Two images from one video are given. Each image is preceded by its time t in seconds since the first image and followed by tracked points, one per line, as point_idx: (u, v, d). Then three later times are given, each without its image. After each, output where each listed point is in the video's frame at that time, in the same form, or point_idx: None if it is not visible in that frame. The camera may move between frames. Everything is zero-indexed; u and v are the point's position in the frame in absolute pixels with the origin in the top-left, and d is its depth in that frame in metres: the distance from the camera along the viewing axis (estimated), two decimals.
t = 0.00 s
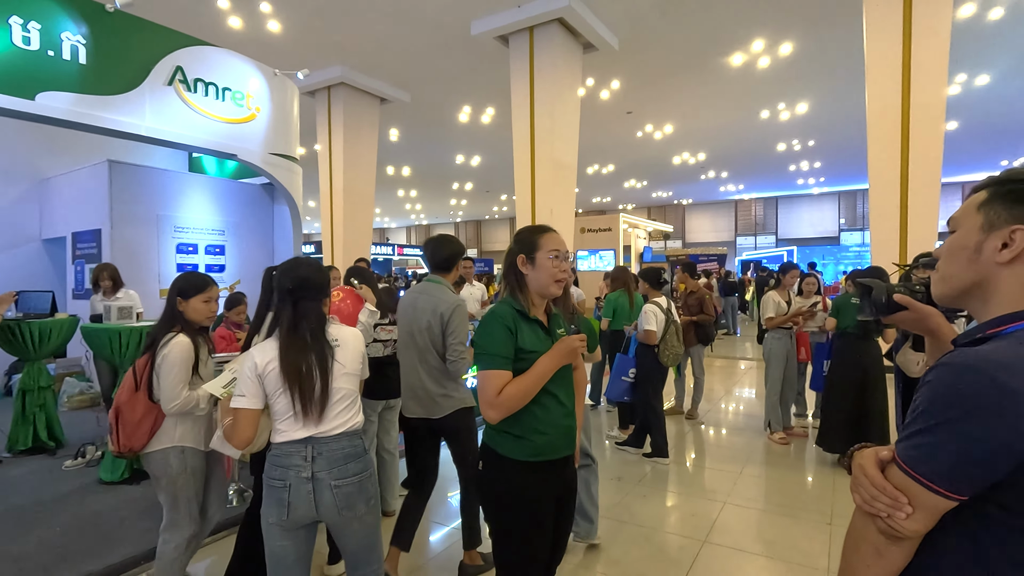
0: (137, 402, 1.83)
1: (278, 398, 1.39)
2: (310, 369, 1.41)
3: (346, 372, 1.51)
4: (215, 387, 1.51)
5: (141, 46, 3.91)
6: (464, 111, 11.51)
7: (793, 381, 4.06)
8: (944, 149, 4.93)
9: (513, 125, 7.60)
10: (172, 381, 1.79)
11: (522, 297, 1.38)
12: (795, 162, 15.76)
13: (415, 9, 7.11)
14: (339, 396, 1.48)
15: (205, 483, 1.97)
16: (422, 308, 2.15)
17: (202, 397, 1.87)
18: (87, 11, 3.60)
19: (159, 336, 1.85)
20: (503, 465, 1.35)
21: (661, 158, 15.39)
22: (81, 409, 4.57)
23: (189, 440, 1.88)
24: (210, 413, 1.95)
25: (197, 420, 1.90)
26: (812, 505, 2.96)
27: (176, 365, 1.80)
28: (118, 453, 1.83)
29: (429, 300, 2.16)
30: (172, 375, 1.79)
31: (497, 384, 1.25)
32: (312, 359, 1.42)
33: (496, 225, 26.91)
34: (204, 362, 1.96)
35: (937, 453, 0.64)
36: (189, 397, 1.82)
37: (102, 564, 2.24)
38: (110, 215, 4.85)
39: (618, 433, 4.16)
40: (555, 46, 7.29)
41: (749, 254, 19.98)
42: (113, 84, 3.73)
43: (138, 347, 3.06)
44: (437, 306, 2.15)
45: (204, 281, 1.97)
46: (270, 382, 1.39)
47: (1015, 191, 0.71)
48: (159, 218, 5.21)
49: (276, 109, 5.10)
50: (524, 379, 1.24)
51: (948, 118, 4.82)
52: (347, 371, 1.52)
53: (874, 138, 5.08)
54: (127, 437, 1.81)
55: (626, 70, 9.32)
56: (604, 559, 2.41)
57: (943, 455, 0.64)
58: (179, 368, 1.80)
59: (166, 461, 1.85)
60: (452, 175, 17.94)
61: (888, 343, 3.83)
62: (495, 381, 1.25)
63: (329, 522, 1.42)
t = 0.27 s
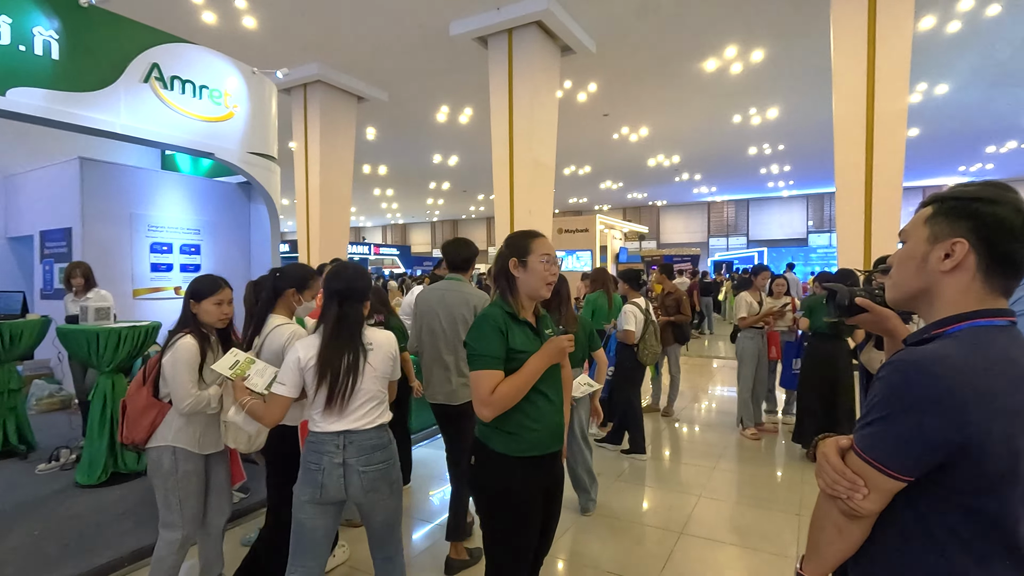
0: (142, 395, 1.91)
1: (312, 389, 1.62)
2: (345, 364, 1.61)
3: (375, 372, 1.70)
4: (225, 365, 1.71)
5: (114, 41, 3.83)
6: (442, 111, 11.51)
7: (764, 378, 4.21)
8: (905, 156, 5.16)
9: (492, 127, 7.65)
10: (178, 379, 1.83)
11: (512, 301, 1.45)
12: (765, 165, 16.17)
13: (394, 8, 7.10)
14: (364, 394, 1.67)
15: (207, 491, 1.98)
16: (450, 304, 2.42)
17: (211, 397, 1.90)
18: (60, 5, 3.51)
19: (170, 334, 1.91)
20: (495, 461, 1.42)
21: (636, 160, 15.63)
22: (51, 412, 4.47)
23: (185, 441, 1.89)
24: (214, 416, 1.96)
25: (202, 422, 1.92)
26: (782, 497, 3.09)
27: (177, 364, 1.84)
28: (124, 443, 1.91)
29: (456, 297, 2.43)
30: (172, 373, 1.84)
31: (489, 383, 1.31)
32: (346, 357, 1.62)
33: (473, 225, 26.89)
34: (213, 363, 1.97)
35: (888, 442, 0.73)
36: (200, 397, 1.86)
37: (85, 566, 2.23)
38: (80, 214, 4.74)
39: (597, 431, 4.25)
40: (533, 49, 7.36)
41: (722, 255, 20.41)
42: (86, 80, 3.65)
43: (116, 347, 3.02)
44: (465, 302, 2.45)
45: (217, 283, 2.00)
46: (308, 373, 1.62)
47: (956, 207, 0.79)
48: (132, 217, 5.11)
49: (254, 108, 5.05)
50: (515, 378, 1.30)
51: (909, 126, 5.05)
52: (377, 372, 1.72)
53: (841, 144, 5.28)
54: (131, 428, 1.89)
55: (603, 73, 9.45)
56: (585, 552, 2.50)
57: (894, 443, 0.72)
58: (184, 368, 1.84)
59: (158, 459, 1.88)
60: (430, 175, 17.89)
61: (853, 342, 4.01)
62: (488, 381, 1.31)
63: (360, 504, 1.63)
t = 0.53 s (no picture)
0: (151, 393, 1.92)
1: (362, 376, 1.76)
2: (390, 351, 1.75)
3: (414, 361, 1.82)
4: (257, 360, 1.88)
5: (93, 37, 3.77)
6: (422, 112, 11.49)
7: (739, 376, 4.35)
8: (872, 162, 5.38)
9: (473, 128, 7.70)
10: (189, 376, 1.86)
11: (506, 298, 1.51)
12: (739, 169, 16.54)
13: (375, 9, 7.10)
14: (405, 379, 1.80)
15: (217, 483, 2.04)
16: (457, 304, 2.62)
17: (221, 393, 1.93)
18: None
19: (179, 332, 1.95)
20: (489, 452, 1.48)
21: (613, 163, 15.82)
22: (22, 414, 4.37)
23: (193, 437, 1.92)
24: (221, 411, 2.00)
25: (209, 418, 1.95)
26: (758, 489, 3.22)
27: (189, 362, 1.87)
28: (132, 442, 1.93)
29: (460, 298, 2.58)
30: (184, 371, 1.86)
31: (487, 378, 1.37)
32: (391, 345, 1.75)
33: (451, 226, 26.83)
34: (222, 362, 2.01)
35: (859, 423, 0.81)
36: (210, 394, 1.89)
37: (72, 567, 2.22)
38: (53, 212, 4.63)
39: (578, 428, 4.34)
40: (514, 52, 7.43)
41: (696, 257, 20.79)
42: (63, 76, 3.60)
43: (96, 349, 2.99)
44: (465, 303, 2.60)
45: (225, 282, 2.03)
46: (357, 360, 1.76)
47: (913, 212, 0.89)
48: (107, 216, 5.00)
49: (234, 106, 5.02)
50: (512, 373, 1.36)
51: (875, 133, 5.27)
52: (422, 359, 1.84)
53: (811, 150, 5.48)
54: (140, 426, 1.92)
55: (581, 76, 9.58)
56: (571, 543, 2.57)
57: (862, 423, 0.81)
58: (195, 365, 1.87)
59: (169, 456, 1.90)
60: (408, 175, 17.82)
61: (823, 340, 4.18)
62: (485, 376, 1.37)
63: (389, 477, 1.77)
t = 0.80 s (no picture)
0: (154, 401, 1.92)
1: (399, 368, 1.89)
2: (423, 346, 1.88)
3: (444, 355, 1.96)
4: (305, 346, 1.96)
5: (79, 33, 3.74)
6: (407, 112, 11.49)
7: (721, 373, 4.47)
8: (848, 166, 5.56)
9: (459, 129, 7.74)
10: (192, 385, 1.85)
11: (502, 296, 1.57)
12: (720, 172, 16.82)
13: (361, 9, 7.10)
14: (438, 370, 1.93)
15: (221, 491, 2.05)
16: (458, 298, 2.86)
17: (220, 403, 1.92)
18: None
19: (182, 338, 1.93)
20: (485, 443, 1.53)
21: (597, 165, 15.98)
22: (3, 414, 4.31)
23: (201, 443, 1.94)
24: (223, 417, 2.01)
25: (213, 425, 1.97)
26: (740, 482, 3.32)
27: (192, 369, 1.86)
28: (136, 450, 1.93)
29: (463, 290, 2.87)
30: (187, 378, 1.86)
31: (486, 371, 1.43)
32: (425, 340, 1.88)
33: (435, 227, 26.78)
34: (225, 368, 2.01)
35: (833, 405, 0.89)
36: (210, 403, 1.89)
37: (67, 563, 2.24)
38: (35, 210, 4.57)
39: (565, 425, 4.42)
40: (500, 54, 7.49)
41: (678, 258, 21.08)
42: (48, 73, 3.56)
43: (85, 347, 2.99)
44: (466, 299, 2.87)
45: (229, 285, 2.04)
46: (395, 354, 1.90)
47: (883, 214, 0.97)
48: (90, 214, 4.94)
49: (220, 105, 5.01)
50: (510, 367, 1.42)
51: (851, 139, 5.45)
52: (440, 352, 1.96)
53: (791, 154, 5.64)
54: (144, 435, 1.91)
55: (566, 79, 9.68)
56: (558, 535, 2.64)
57: (837, 405, 0.88)
58: (197, 373, 1.87)
59: (174, 463, 1.91)
60: (392, 175, 17.78)
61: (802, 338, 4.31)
62: (483, 369, 1.43)
63: (408, 459, 1.88)
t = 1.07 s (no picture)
0: (166, 404, 1.82)
1: (428, 357, 2.09)
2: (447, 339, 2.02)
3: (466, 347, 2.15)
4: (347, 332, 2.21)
5: (68, 32, 3.73)
6: (397, 112, 11.49)
7: (708, 372, 4.56)
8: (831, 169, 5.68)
9: (449, 130, 7.76)
10: (211, 387, 1.79)
11: (496, 296, 1.62)
12: (707, 174, 17.01)
13: (351, 9, 7.11)
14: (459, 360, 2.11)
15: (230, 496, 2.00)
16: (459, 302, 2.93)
17: (237, 407, 1.87)
18: None
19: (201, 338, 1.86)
20: (479, 439, 1.59)
21: (586, 166, 16.07)
22: None
23: (214, 448, 1.88)
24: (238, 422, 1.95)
25: (228, 429, 1.91)
26: (726, 479, 3.40)
27: (212, 370, 1.80)
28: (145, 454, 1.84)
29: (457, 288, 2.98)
30: (206, 380, 1.79)
31: (479, 368, 1.47)
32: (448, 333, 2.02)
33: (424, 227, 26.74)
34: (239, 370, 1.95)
35: (810, 399, 0.95)
36: (227, 406, 1.83)
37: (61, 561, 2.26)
38: (22, 210, 4.54)
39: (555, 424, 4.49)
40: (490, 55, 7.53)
41: (666, 259, 21.26)
42: (37, 73, 3.55)
43: (77, 347, 3.00)
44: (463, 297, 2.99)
45: (250, 284, 1.99)
46: (423, 346, 2.09)
47: (853, 221, 1.04)
48: (78, 214, 4.91)
49: (211, 106, 5.01)
50: (502, 365, 1.47)
51: (835, 142, 5.57)
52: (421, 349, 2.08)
53: (777, 157, 5.75)
54: (155, 438, 1.82)
55: (556, 81, 9.75)
56: (547, 531, 2.70)
57: (813, 397, 0.95)
58: (217, 374, 1.80)
59: (185, 466, 1.85)
60: (381, 176, 17.75)
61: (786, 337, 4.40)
62: (477, 367, 1.47)
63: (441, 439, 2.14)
